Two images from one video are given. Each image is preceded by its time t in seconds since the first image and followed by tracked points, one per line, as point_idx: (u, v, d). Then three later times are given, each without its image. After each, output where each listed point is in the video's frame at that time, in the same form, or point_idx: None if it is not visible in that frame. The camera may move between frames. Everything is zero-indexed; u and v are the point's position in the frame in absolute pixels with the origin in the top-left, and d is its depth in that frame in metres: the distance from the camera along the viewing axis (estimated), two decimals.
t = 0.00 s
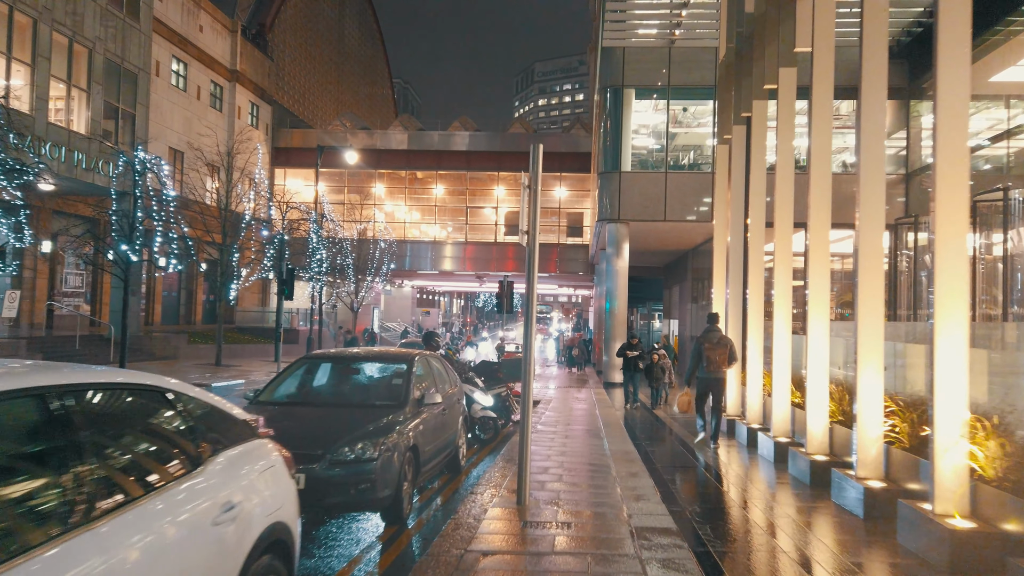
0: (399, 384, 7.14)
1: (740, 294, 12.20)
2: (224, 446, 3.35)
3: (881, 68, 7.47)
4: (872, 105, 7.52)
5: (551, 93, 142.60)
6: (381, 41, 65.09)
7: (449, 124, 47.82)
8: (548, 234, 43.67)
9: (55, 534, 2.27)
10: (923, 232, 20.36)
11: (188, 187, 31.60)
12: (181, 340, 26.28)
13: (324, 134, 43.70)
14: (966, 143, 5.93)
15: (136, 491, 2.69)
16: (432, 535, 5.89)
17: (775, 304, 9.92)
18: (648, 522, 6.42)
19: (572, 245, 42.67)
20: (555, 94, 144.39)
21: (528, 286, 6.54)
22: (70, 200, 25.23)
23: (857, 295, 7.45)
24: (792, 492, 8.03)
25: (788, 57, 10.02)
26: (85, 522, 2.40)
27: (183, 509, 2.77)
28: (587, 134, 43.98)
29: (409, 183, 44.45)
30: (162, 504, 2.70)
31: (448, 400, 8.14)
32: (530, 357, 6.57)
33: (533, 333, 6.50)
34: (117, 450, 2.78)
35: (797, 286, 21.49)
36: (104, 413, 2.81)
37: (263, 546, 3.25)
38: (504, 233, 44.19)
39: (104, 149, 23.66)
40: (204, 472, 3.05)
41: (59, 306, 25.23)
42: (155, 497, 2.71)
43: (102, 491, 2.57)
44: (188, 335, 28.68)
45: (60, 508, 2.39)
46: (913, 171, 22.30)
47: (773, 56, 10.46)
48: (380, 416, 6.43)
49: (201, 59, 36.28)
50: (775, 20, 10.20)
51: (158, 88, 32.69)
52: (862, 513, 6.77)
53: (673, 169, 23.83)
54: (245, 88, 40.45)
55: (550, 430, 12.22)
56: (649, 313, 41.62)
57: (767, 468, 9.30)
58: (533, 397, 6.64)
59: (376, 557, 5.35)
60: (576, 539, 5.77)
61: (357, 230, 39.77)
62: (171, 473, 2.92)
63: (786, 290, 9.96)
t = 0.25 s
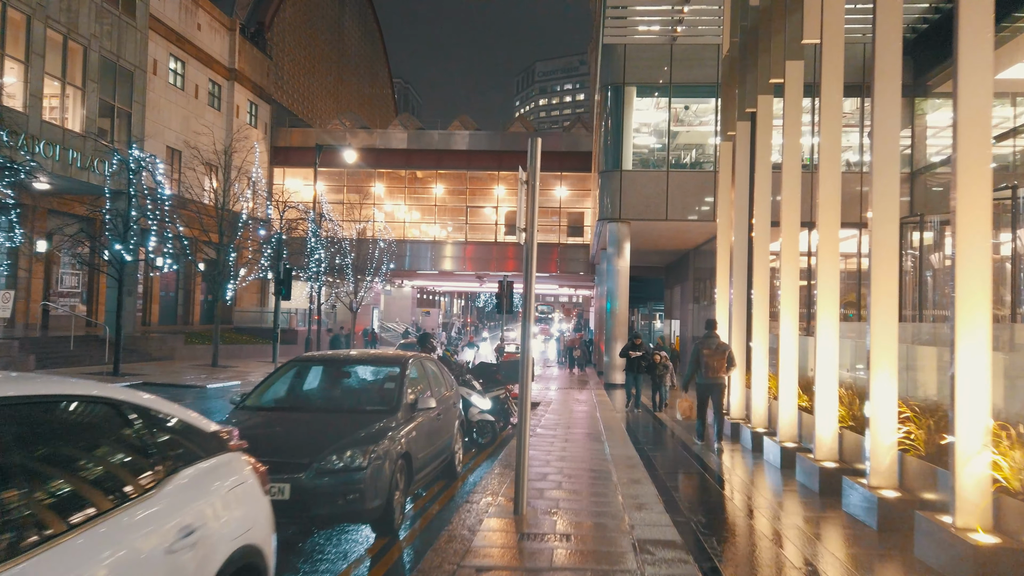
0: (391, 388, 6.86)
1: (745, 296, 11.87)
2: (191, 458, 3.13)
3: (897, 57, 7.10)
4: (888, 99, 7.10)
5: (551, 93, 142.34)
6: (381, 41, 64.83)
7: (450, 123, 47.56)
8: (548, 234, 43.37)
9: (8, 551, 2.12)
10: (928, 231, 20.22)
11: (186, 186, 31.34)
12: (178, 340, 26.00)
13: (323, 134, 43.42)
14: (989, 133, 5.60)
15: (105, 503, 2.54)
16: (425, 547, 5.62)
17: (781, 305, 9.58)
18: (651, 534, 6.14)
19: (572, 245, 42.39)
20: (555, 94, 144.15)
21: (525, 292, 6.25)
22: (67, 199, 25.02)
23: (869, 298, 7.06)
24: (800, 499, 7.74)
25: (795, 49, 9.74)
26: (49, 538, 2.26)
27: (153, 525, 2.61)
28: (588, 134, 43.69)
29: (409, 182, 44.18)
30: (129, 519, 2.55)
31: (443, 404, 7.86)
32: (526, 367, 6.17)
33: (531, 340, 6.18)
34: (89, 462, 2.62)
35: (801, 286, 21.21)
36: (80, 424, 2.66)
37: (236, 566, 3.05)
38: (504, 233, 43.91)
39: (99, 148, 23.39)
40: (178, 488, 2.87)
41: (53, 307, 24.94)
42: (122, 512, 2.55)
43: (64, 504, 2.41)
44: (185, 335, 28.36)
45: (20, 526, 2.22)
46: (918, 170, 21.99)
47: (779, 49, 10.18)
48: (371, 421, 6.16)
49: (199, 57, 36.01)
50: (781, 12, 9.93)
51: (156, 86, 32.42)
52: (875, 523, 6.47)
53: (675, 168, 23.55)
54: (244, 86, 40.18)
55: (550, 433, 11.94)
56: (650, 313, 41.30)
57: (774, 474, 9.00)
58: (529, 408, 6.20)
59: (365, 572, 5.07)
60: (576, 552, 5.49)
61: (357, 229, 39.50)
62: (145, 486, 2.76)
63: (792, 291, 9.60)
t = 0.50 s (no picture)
0: (380, 388, 6.59)
1: (747, 295, 11.59)
2: (155, 466, 2.94)
3: (908, 46, 6.83)
4: (899, 88, 6.83)
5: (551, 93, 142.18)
6: (379, 40, 64.53)
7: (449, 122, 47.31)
8: (547, 233, 43.11)
9: None
10: (932, 229, 19.96)
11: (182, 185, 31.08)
12: (173, 340, 25.74)
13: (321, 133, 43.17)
14: (1012, 122, 5.34)
15: (63, 507, 2.43)
16: (413, 556, 5.34)
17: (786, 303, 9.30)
18: (650, 541, 5.85)
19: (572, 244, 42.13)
20: (554, 94, 143.98)
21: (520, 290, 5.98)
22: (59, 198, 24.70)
23: (879, 295, 6.78)
24: (806, 504, 7.46)
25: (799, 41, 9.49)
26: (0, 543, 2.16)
27: (108, 532, 2.48)
28: (588, 133, 43.44)
29: (408, 182, 43.93)
30: (80, 526, 2.41)
31: (435, 404, 7.59)
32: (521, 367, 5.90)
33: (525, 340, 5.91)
34: (43, 471, 2.50)
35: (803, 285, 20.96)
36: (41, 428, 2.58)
37: None
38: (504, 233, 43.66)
39: (92, 146, 23.12)
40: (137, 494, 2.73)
41: (47, 307, 24.66)
42: (74, 518, 2.41)
43: (17, 514, 2.29)
44: (181, 336, 28.10)
45: None
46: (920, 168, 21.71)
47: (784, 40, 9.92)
48: (358, 424, 5.89)
49: (195, 55, 35.74)
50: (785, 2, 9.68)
51: (152, 85, 32.16)
52: (884, 530, 6.19)
53: (675, 166, 23.29)
54: (241, 85, 39.90)
55: (547, 435, 11.66)
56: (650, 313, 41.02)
57: (777, 477, 8.71)
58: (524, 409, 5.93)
59: None
60: (573, 562, 5.21)
61: (355, 229, 39.24)
62: (104, 493, 2.63)
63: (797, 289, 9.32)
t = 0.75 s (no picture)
0: (368, 393, 6.31)
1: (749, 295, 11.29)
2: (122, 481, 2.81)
3: (919, 35, 6.54)
4: (909, 80, 6.54)
5: (551, 94, 141.95)
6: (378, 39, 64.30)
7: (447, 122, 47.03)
8: (547, 233, 42.81)
9: None
10: (937, 228, 19.66)
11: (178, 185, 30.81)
12: (168, 341, 25.47)
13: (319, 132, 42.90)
14: None
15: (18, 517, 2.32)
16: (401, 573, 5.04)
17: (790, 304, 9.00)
18: (651, 555, 5.55)
19: (572, 244, 41.84)
20: (554, 94, 143.69)
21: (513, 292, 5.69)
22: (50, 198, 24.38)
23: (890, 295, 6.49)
24: (810, 512, 7.18)
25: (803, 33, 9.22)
26: None
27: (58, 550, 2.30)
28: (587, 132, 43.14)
29: (406, 182, 43.65)
30: (9, 549, 2.17)
31: (426, 409, 7.31)
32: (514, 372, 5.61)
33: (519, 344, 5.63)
34: None
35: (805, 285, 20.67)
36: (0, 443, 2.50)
37: None
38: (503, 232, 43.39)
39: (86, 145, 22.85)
40: (79, 514, 2.48)
41: (41, 308, 24.42)
42: (19, 536, 2.23)
43: None
44: (177, 336, 27.84)
45: None
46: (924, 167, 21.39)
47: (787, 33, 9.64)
48: (344, 430, 5.60)
49: (192, 54, 35.46)
50: None
51: (148, 84, 31.88)
52: (896, 541, 5.90)
53: (675, 164, 23.00)
54: (238, 84, 39.62)
55: (545, 439, 11.38)
56: (651, 313, 40.71)
57: (782, 483, 8.41)
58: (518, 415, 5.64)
59: None
60: None
61: (353, 229, 38.98)
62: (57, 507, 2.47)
63: (802, 289, 9.02)
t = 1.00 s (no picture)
0: (361, 397, 6.04)
1: (757, 296, 10.99)
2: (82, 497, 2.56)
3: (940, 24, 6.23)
4: (929, 69, 6.22)
5: (554, 93, 141.69)
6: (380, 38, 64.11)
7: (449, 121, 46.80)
8: (549, 233, 42.55)
9: None
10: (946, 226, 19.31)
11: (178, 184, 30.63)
12: (167, 342, 25.27)
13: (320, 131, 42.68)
14: None
15: None
16: None
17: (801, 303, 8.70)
18: (658, 567, 5.27)
19: (575, 244, 41.54)
20: (557, 93, 143.37)
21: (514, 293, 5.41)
22: (49, 197, 24.14)
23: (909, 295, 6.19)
24: (823, 518, 6.89)
25: (813, 23, 8.94)
26: None
27: None
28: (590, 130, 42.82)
29: (408, 181, 43.42)
30: None
31: (422, 412, 7.06)
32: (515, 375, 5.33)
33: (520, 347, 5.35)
34: None
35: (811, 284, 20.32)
36: None
37: None
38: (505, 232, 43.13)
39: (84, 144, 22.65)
40: (28, 532, 2.27)
41: (40, 309, 24.26)
42: None
43: None
44: (177, 337, 27.65)
45: None
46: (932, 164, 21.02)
47: (796, 24, 9.36)
48: (336, 436, 5.34)
49: (192, 53, 35.27)
50: None
51: (148, 83, 31.66)
52: (916, 551, 5.59)
53: (679, 162, 22.67)
54: (239, 84, 39.39)
55: (547, 442, 11.10)
56: (654, 313, 40.44)
57: (792, 488, 8.11)
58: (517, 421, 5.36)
59: None
60: None
61: (354, 228, 38.76)
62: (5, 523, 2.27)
63: (814, 288, 8.73)
